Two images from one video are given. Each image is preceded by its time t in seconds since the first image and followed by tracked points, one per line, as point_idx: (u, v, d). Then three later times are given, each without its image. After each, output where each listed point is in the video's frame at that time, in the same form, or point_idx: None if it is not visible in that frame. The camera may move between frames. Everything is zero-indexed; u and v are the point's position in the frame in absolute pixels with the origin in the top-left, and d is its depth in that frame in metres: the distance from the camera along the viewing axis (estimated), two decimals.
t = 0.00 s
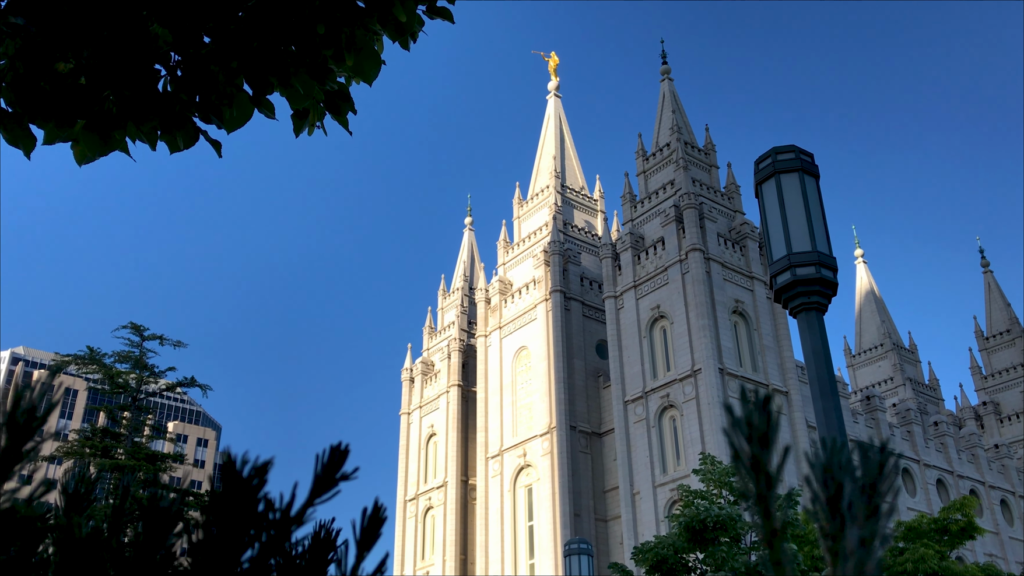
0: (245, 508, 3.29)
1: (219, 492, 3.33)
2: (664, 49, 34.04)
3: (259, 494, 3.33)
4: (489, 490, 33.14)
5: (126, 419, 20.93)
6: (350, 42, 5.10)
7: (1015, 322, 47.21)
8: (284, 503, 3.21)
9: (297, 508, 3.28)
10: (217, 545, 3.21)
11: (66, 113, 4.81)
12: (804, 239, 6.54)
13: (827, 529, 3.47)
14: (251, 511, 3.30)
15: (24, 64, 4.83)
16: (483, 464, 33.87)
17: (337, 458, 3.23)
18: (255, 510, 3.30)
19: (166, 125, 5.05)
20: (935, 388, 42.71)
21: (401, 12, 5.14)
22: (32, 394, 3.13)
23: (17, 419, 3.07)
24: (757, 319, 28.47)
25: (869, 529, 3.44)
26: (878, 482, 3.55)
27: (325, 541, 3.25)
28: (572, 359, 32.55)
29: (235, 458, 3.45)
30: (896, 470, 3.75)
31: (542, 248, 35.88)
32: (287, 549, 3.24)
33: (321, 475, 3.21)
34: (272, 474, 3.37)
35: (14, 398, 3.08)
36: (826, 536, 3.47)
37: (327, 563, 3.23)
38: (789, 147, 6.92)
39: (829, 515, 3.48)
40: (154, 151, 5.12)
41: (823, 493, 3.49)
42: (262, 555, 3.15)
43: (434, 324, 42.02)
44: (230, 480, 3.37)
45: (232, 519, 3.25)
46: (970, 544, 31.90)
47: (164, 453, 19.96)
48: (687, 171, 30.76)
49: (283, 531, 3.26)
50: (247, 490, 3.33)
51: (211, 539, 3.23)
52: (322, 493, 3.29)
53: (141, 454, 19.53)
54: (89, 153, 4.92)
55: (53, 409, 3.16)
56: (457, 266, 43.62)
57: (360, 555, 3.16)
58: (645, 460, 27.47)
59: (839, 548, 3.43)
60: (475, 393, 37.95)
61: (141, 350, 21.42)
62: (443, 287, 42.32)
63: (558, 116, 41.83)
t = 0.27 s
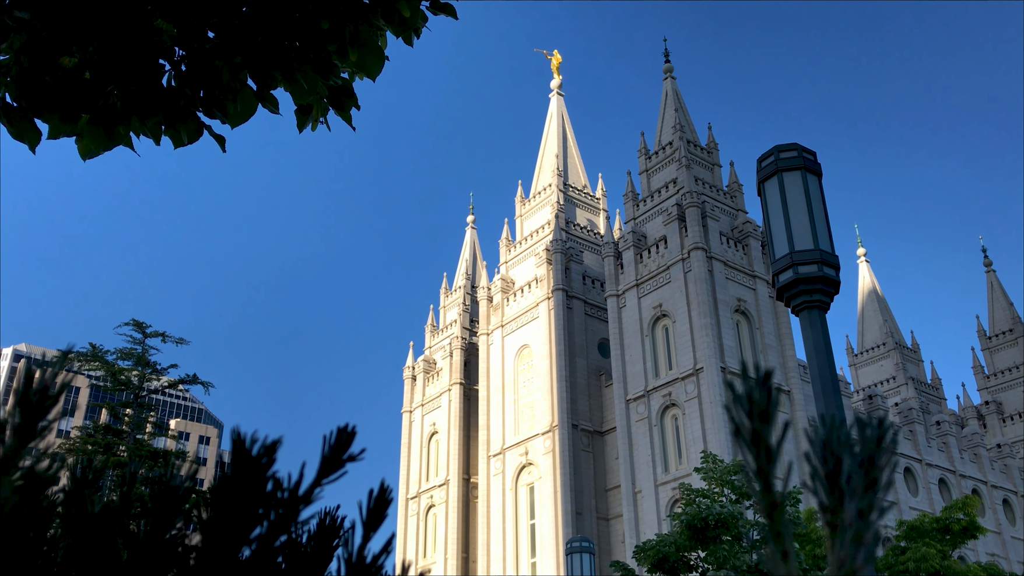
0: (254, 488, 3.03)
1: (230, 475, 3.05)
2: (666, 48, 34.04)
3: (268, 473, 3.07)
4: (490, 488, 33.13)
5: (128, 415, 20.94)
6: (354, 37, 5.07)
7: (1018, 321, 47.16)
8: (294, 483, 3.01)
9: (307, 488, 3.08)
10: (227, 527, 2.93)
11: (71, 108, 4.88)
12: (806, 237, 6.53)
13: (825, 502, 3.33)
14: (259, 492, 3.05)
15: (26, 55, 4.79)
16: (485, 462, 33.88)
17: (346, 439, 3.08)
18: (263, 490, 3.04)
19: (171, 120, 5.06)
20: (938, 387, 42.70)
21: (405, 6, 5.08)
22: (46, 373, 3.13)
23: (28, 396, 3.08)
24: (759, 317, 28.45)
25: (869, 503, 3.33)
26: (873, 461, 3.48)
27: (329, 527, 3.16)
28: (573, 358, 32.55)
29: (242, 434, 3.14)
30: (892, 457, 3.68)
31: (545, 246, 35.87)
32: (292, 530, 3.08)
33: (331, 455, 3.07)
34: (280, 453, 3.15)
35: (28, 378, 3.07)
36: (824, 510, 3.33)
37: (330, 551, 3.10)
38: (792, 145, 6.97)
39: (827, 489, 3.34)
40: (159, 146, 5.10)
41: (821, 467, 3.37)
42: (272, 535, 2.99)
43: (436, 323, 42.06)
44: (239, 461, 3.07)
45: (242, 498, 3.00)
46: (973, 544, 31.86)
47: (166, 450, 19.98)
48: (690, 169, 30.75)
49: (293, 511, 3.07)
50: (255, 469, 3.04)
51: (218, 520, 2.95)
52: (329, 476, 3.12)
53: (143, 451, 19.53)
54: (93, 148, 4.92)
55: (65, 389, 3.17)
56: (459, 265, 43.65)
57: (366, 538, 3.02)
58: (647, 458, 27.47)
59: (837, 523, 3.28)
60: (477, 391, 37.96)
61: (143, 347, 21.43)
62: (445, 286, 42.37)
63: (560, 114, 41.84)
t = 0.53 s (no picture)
0: (262, 462, 2.84)
1: (241, 448, 2.83)
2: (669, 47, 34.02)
3: (277, 447, 2.88)
4: (491, 486, 33.13)
5: (130, 413, 20.95)
6: (357, 32, 5.07)
7: (1020, 321, 47.11)
8: (303, 457, 2.81)
9: (315, 460, 2.91)
10: (236, 504, 2.75)
11: (75, 102, 4.90)
12: (808, 235, 6.53)
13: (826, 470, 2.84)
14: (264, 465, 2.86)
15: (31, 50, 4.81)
16: (486, 461, 33.89)
17: (354, 415, 2.95)
18: (271, 464, 2.85)
19: (175, 115, 5.09)
20: (939, 387, 42.68)
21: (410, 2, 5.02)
22: (58, 348, 2.90)
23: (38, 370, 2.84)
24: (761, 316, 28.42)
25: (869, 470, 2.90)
26: (876, 427, 3.07)
27: (332, 513, 2.99)
28: (575, 357, 32.54)
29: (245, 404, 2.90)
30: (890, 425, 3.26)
31: (546, 245, 35.85)
32: (301, 503, 2.91)
33: (338, 430, 2.92)
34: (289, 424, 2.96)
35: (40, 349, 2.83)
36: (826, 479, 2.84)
37: (335, 530, 2.97)
38: (794, 144, 7.02)
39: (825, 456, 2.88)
40: (162, 140, 5.14)
41: (823, 435, 2.94)
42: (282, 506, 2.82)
43: (437, 321, 42.10)
44: (248, 433, 2.85)
45: (252, 472, 2.81)
46: (974, 543, 31.85)
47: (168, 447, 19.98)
48: (692, 168, 30.73)
49: (301, 485, 2.89)
50: (265, 444, 2.85)
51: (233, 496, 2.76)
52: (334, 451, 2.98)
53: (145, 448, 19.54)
54: (97, 142, 4.99)
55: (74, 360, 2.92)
56: (461, 263, 43.69)
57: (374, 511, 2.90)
58: (648, 458, 27.47)
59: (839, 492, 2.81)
60: (478, 390, 37.97)
61: (145, 345, 21.48)
62: (447, 284, 42.41)
63: (562, 113, 41.84)
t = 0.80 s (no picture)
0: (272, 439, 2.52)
1: (252, 425, 2.53)
2: (670, 46, 34.06)
3: (288, 423, 2.56)
4: (492, 485, 33.14)
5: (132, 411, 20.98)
6: (360, 27, 5.10)
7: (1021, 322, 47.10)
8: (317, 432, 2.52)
9: (327, 439, 2.60)
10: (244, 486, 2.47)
11: (78, 96, 4.85)
12: (810, 233, 6.53)
13: (831, 442, 2.61)
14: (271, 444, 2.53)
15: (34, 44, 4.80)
16: (487, 460, 33.88)
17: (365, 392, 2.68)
18: (282, 443, 2.54)
19: (178, 110, 5.12)
20: (940, 388, 42.68)
21: None
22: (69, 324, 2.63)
23: (53, 345, 2.60)
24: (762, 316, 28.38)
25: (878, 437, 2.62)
26: (886, 394, 2.75)
27: (338, 497, 2.71)
28: (576, 356, 32.54)
29: (255, 379, 2.60)
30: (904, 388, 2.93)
31: (547, 244, 35.84)
32: (311, 485, 2.60)
33: (350, 409, 2.65)
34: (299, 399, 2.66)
35: (53, 323, 2.59)
36: (833, 450, 2.60)
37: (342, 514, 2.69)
38: (796, 143, 7.05)
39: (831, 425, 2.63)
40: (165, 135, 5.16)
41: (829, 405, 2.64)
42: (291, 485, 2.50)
43: (438, 321, 42.16)
44: (259, 409, 2.54)
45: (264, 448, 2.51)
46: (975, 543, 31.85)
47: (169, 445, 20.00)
48: (693, 167, 30.71)
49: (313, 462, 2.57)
50: (276, 421, 2.54)
51: (241, 483, 2.47)
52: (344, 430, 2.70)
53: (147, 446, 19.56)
54: (100, 137, 4.98)
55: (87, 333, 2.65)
56: (462, 263, 43.75)
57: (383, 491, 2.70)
58: (649, 457, 27.48)
59: (847, 463, 2.55)
60: (479, 389, 37.99)
61: (146, 344, 21.53)
62: (448, 284, 42.47)
63: (564, 112, 41.87)
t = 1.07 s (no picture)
0: (287, 411, 2.36)
1: (264, 397, 2.36)
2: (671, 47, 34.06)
3: (301, 395, 2.41)
4: (493, 485, 33.14)
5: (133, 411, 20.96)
6: (363, 23, 5.20)
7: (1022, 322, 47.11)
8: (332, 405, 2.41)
9: (340, 414, 2.48)
10: (257, 462, 2.30)
11: (82, 92, 4.85)
12: (811, 233, 6.53)
13: (841, 405, 2.59)
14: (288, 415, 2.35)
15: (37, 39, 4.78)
16: (487, 460, 33.90)
17: (377, 368, 2.56)
18: (295, 416, 2.37)
19: (181, 106, 5.10)
20: (941, 388, 42.71)
21: None
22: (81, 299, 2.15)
23: (67, 320, 2.12)
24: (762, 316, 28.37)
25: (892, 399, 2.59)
26: (895, 362, 2.62)
27: (346, 482, 2.45)
28: (577, 356, 32.53)
29: (270, 351, 2.45)
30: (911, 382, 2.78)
31: (548, 244, 35.84)
32: (324, 458, 2.45)
33: (362, 384, 2.52)
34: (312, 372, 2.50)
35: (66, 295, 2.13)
36: (842, 414, 2.59)
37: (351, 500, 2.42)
38: (797, 141, 7.03)
39: (841, 389, 2.61)
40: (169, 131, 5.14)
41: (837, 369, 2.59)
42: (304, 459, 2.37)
43: (439, 320, 42.20)
44: (272, 380, 2.37)
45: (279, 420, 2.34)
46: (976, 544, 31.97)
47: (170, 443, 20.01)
48: (694, 167, 30.68)
49: (324, 436, 2.43)
50: (290, 392, 2.37)
51: (252, 455, 2.31)
52: (354, 408, 2.56)
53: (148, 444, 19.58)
54: (103, 133, 4.97)
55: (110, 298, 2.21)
56: (462, 263, 43.80)
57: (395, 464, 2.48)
58: (649, 456, 27.48)
59: (858, 427, 2.54)
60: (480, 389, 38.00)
61: (147, 343, 21.53)
62: (448, 284, 42.51)
63: (564, 113, 41.90)
